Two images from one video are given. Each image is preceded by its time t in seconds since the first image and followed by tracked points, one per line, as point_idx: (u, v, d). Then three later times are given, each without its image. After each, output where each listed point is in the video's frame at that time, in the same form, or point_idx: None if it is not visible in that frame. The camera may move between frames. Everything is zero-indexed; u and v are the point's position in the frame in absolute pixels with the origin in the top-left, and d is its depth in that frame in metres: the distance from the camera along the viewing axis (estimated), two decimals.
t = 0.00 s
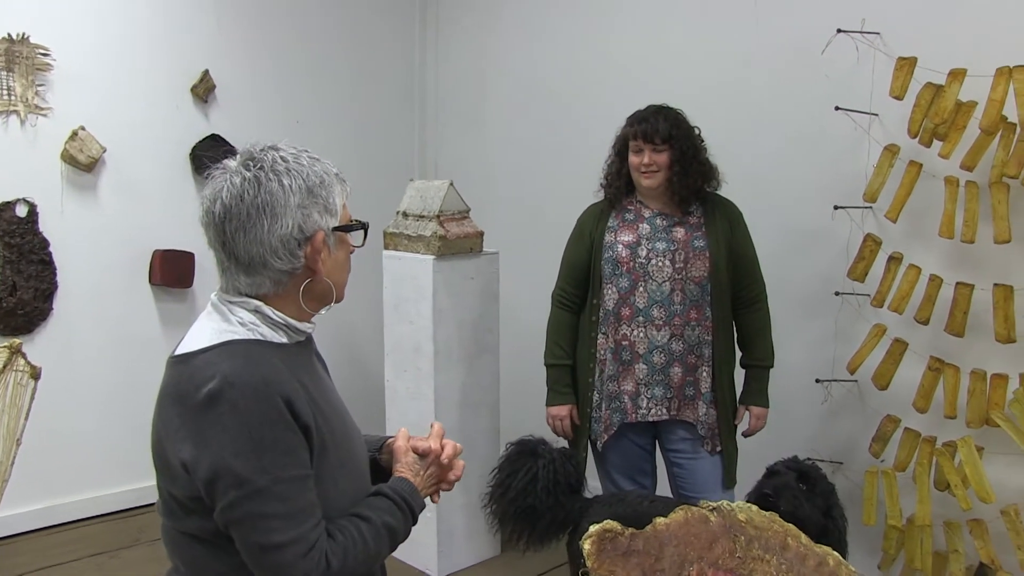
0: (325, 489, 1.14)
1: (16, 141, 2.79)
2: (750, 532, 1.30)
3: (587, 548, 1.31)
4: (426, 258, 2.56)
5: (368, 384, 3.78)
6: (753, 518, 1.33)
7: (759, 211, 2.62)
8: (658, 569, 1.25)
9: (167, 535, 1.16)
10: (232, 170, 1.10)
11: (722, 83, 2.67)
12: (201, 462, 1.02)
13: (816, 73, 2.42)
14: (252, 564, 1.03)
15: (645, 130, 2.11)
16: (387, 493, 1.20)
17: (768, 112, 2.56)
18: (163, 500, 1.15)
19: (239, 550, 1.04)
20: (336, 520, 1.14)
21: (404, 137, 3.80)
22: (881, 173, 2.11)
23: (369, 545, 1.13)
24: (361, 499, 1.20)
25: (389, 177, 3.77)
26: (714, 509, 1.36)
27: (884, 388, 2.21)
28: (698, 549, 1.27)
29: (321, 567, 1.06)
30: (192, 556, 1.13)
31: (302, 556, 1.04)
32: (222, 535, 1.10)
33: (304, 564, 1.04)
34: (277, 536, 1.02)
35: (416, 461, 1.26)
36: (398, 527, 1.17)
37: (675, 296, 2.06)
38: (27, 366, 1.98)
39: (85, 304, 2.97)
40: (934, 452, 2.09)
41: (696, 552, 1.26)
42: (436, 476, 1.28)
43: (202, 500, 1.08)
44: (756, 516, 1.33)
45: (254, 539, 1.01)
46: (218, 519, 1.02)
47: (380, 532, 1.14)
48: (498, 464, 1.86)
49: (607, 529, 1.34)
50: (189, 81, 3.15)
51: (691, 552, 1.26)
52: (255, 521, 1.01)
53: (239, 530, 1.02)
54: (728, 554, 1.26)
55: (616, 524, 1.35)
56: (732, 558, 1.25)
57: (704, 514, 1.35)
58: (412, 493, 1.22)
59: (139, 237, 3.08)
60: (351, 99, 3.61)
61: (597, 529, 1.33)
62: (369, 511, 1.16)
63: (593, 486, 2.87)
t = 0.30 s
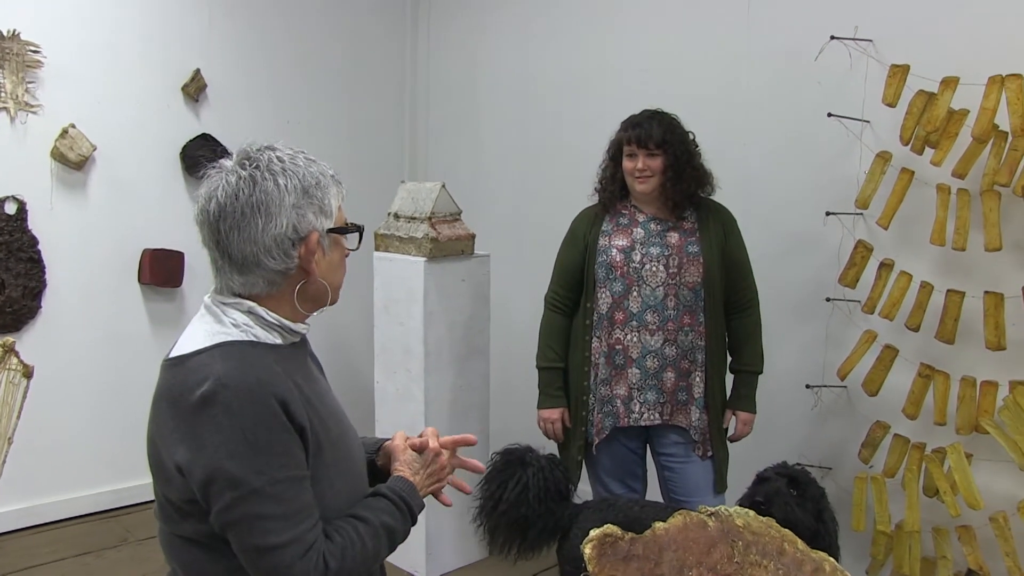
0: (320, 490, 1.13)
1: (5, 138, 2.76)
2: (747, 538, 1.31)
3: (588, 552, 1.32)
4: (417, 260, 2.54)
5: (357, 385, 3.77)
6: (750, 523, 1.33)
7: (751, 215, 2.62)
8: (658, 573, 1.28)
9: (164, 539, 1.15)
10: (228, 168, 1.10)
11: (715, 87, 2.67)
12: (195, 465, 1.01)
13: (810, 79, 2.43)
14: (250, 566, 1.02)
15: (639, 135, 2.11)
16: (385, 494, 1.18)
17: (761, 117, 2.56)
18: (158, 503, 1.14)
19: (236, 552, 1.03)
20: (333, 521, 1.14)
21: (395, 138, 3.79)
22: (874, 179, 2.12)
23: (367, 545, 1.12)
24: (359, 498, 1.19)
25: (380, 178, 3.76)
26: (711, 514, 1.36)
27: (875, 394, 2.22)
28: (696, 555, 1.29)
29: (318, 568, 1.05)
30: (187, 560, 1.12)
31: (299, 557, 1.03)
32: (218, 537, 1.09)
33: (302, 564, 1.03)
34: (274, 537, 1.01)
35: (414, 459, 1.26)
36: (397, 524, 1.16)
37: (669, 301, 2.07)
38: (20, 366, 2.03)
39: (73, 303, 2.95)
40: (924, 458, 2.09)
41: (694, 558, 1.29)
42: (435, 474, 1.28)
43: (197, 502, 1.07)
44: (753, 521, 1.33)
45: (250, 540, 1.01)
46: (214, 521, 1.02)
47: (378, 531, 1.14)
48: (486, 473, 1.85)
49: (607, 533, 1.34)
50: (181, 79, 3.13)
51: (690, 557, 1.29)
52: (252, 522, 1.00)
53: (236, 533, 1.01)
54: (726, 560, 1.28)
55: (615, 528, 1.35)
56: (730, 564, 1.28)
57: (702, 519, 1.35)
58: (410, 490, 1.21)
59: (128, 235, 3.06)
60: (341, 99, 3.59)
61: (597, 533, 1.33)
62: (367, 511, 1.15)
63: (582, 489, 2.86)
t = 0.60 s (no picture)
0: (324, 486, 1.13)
1: (4, 134, 2.75)
2: (749, 541, 1.33)
3: (592, 555, 1.32)
4: (416, 260, 2.53)
5: (353, 385, 3.76)
6: (752, 527, 1.35)
7: (750, 220, 2.62)
8: None
9: (164, 540, 1.15)
10: (228, 165, 1.10)
11: (716, 92, 2.67)
12: (201, 465, 1.01)
13: (810, 85, 2.43)
14: (263, 563, 1.02)
15: (642, 139, 2.11)
16: (381, 482, 1.18)
17: (761, 122, 2.56)
18: (159, 506, 1.14)
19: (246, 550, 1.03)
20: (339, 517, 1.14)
21: (393, 138, 3.78)
22: (873, 185, 2.13)
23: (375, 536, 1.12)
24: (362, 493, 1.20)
25: (378, 178, 3.75)
26: (713, 517, 1.38)
27: (872, 399, 2.22)
28: (698, 558, 1.31)
29: (330, 560, 1.05)
30: (190, 561, 1.11)
31: (313, 550, 1.03)
32: (223, 538, 1.09)
33: (316, 557, 1.04)
34: (286, 531, 1.01)
35: (416, 447, 1.24)
36: (401, 513, 1.16)
37: (670, 304, 2.07)
38: (19, 363, 2.07)
39: (69, 300, 2.94)
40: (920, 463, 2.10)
41: (696, 561, 1.30)
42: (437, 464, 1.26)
43: (200, 503, 1.08)
44: (755, 525, 1.35)
45: (263, 536, 1.01)
46: (223, 520, 1.02)
47: (383, 522, 1.14)
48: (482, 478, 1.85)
49: (610, 536, 1.35)
50: (181, 77, 3.13)
51: (693, 561, 1.30)
52: (263, 518, 1.01)
53: (248, 530, 1.01)
54: (729, 564, 1.30)
55: (618, 532, 1.37)
56: (732, 568, 1.29)
57: (704, 522, 1.37)
58: (411, 480, 1.20)
59: (125, 233, 3.05)
60: (340, 99, 3.59)
61: (601, 537, 1.34)
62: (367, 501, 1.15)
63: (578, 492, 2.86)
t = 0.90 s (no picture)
0: (307, 495, 1.12)
1: None
2: (744, 546, 1.33)
3: (588, 560, 1.34)
4: (407, 266, 2.52)
5: (343, 392, 3.74)
6: (747, 532, 1.36)
7: (740, 225, 2.63)
8: None
9: (148, 543, 1.14)
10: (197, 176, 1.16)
11: (707, 98, 2.68)
12: (180, 467, 1.00)
13: (800, 92, 2.45)
14: (236, 570, 1.01)
15: (634, 146, 2.12)
16: (370, 499, 1.18)
17: (751, 129, 2.58)
18: (143, 508, 1.13)
19: (221, 555, 1.02)
20: (320, 526, 1.13)
21: (384, 144, 3.78)
22: (863, 192, 2.15)
23: (354, 552, 1.11)
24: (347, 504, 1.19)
25: (368, 183, 3.75)
26: (709, 523, 1.38)
27: (863, 404, 2.24)
28: (693, 563, 1.31)
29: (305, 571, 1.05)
30: (172, 565, 1.11)
31: (286, 560, 1.03)
32: (202, 542, 1.08)
33: (289, 568, 1.03)
34: (261, 540, 1.01)
35: (403, 470, 1.25)
36: (383, 533, 1.16)
37: (663, 310, 2.08)
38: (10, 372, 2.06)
39: (58, 307, 2.92)
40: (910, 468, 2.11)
41: (691, 565, 1.31)
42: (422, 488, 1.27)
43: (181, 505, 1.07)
44: (750, 530, 1.36)
45: (237, 543, 1.00)
46: (200, 524, 1.01)
47: (365, 539, 1.13)
48: (471, 487, 1.85)
49: (607, 541, 1.36)
50: (171, 83, 3.12)
51: (688, 565, 1.31)
52: (237, 524, 1.00)
53: (223, 535, 1.00)
54: (723, 569, 1.30)
55: (614, 537, 1.38)
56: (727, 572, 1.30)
57: (699, 527, 1.37)
58: (397, 499, 1.20)
59: (114, 239, 3.03)
60: (331, 105, 3.59)
61: (598, 542, 1.35)
62: (354, 517, 1.14)
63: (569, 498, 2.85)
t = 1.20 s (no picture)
0: (279, 498, 1.12)
1: None
2: (747, 545, 1.34)
3: (593, 560, 1.34)
4: (406, 266, 2.52)
5: (342, 391, 3.74)
6: (750, 531, 1.36)
7: (740, 225, 2.63)
8: None
9: (129, 540, 1.17)
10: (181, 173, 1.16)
11: (707, 98, 2.68)
12: (142, 467, 1.02)
13: (800, 92, 2.45)
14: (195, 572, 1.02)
15: (635, 145, 2.12)
16: (350, 507, 1.17)
17: (751, 128, 2.58)
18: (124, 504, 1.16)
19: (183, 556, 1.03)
20: (291, 531, 1.13)
21: (383, 143, 3.77)
22: (863, 192, 2.15)
23: (322, 560, 1.11)
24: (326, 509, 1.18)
25: (367, 182, 3.74)
26: (712, 522, 1.39)
27: (862, 404, 2.24)
28: (697, 562, 1.31)
29: None
30: (150, 562, 1.12)
31: (244, 566, 1.03)
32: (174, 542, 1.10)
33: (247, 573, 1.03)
34: (218, 544, 1.01)
35: (389, 476, 1.23)
36: (358, 542, 1.14)
37: (663, 310, 2.08)
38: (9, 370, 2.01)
39: (56, 306, 2.91)
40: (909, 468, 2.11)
41: (695, 565, 1.31)
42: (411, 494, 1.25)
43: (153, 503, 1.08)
44: (753, 529, 1.37)
45: (195, 545, 1.01)
46: (162, 524, 1.02)
47: (335, 546, 1.12)
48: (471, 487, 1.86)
49: (612, 541, 1.36)
50: (169, 81, 3.11)
51: (692, 565, 1.31)
52: (195, 527, 1.01)
53: (181, 536, 1.01)
54: (726, 568, 1.30)
55: (619, 537, 1.38)
56: (730, 571, 1.30)
57: (702, 527, 1.38)
58: (381, 507, 1.19)
59: (113, 238, 3.02)
60: (329, 104, 3.58)
61: (602, 541, 1.36)
62: (327, 524, 1.14)
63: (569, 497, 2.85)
